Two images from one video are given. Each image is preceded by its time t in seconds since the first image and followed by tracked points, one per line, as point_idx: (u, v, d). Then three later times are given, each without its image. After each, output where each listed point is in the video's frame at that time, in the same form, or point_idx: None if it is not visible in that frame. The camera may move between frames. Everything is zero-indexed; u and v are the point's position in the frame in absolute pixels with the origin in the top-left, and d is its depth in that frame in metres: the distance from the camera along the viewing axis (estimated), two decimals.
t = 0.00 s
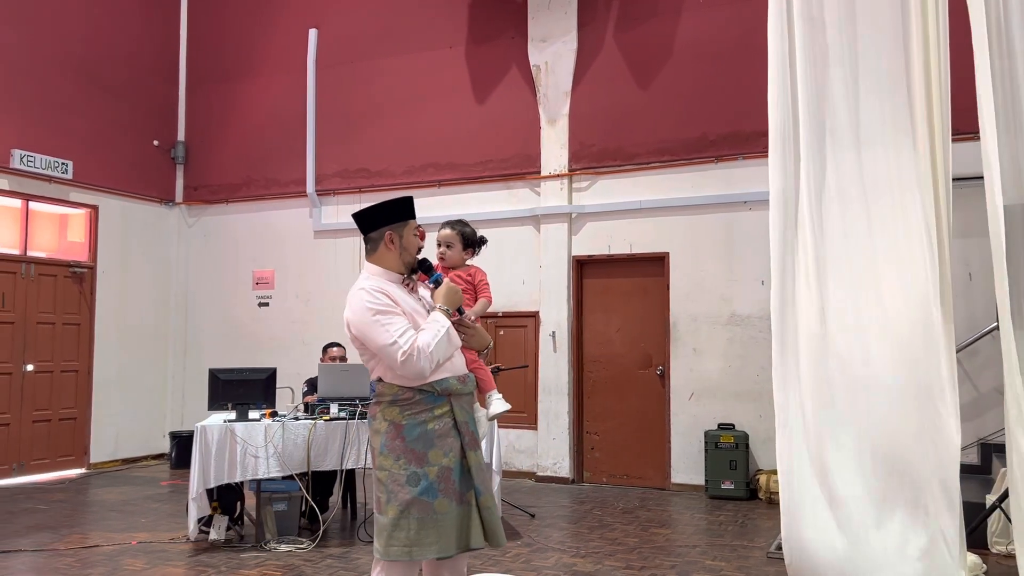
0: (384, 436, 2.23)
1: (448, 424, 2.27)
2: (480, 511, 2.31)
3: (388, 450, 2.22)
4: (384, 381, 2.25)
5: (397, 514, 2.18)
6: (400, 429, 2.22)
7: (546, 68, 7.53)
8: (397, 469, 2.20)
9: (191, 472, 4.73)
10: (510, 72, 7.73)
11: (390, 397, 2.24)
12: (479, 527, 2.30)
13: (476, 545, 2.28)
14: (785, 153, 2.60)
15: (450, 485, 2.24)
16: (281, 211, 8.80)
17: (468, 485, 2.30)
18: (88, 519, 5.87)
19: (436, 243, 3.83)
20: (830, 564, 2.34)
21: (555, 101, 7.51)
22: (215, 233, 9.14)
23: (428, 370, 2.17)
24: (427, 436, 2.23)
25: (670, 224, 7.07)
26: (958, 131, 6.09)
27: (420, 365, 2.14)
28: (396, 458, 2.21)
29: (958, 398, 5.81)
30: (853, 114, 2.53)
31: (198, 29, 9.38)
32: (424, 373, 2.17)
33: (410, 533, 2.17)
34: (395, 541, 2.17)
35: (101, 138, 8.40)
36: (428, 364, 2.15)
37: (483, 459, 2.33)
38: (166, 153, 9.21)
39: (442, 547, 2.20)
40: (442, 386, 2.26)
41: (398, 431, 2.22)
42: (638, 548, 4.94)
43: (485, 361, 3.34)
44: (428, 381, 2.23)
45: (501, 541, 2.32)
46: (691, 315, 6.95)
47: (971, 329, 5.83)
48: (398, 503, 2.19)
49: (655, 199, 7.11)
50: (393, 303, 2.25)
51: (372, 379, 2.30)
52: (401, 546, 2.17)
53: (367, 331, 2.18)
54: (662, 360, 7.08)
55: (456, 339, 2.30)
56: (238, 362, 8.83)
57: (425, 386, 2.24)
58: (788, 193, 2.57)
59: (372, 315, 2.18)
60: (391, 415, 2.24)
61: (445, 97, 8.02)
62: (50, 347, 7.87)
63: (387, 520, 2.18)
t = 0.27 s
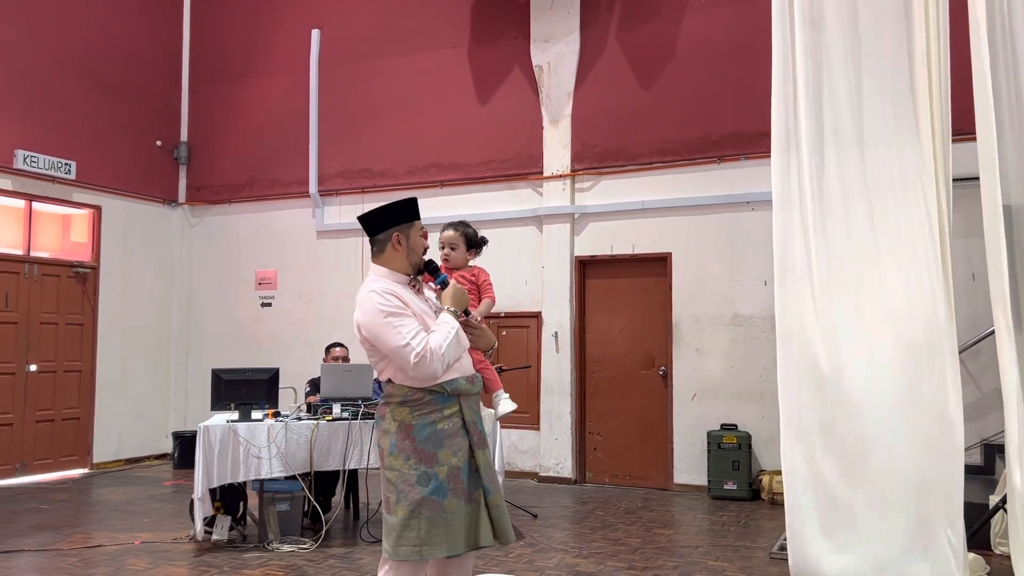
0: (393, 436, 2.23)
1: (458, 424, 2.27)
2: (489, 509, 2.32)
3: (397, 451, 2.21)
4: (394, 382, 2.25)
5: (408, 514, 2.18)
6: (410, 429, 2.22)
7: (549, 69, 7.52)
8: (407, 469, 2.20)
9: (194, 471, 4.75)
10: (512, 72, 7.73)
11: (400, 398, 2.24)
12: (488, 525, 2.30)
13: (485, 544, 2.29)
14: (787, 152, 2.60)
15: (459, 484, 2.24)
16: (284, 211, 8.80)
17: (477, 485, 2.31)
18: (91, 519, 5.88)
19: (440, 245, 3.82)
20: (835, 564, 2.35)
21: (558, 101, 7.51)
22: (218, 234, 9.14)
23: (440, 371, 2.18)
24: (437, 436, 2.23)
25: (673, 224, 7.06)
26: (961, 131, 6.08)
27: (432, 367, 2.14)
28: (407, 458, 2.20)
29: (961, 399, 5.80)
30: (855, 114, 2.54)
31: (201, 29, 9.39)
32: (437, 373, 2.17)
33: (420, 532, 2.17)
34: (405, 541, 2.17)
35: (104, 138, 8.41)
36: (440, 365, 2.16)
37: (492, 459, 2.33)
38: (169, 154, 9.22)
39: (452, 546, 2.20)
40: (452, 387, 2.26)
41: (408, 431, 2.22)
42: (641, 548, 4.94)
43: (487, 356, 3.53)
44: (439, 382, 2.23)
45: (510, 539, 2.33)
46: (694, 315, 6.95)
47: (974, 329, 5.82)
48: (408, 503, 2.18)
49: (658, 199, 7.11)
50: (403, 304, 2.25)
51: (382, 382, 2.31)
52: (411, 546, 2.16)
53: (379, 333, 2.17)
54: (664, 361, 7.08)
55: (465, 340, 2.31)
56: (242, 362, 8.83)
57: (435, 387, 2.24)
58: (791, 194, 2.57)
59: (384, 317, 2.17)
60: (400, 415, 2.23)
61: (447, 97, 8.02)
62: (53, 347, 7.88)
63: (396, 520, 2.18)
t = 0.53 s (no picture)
0: (396, 435, 2.23)
1: (460, 423, 2.27)
2: (490, 508, 2.32)
3: (400, 449, 2.22)
4: (396, 382, 2.26)
5: (410, 512, 2.18)
6: (412, 428, 2.22)
7: (551, 69, 7.52)
8: (410, 467, 2.20)
9: (197, 470, 4.77)
10: (515, 72, 7.73)
11: (402, 397, 2.24)
12: (489, 524, 2.30)
13: (485, 543, 2.29)
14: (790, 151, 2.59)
15: (461, 483, 2.24)
16: (286, 211, 8.81)
17: (478, 483, 2.31)
18: (94, 519, 5.88)
19: (442, 245, 3.81)
20: (841, 565, 2.34)
21: (560, 102, 7.50)
22: (221, 233, 9.15)
23: (442, 372, 2.18)
24: (440, 435, 2.23)
25: (675, 224, 7.06)
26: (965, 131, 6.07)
27: (434, 368, 2.15)
28: (409, 457, 2.20)
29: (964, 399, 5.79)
30: (858, 114, 2.53)
31: (203, 29, 9.39)
32: (439, 374, 2.17)
33: (422, 530, 2.17)
34: (407, 539, 2.17)
35: (107, 138, 8.42)
36: (443, 367, 2.16)
37: (494, 457, 2.33)
38: (172, 154, 9.23)
39: (454, 545, 2.21)
40: (455, 386, 2.26)
41: (410, 430, 2.22)
42: (643, 548, 4.94)
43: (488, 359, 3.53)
44: (441, 381, 2.23)
45: (511, 538, 2.33)
46: (696, 315, 6.94)
47: (977, 330, 5.81)
48: (410, 501, 2.18)
49: (660, 199, 7.11)
50: (406, 305, 2.25)
51: (384, 381, 2.31)
52: (413, 543, 2.17)
53: (382, 333, 2.17)
54: (667, 361, 7.08)
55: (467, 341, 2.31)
56: (244, 362, 8.84)
57: (438, 386, 2.24)
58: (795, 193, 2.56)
59: (387, 318, 2.17)
60: (403, 414, 2.23)
61: (450, 97, 8.02)
62: (56, 347, 7.90)
63: (398, 519, 2.18)
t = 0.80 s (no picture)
0: (393, 434, 2.23)
1: (457, 423, 2.28)
2: (487, 508, 2.32)
3: (397, 449, 2.22)
4: (393, 381, 2.26)
5: (407, 512, 2.18)
6: (409, 428, 2.22)
7: (553, 69, 7.52)
8: (406, 467, 2.20)
9: (198, 470, 4.77)
10: (516, 72, 7.73)
11: (399, 397, 2.24)
12: (485, 524, 2.30)
13: (482, 543, 2.29)
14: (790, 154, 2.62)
15: (457, 483, 2.25)
16: (287, 211, 8.82)
17: (475, 483, 2.31)
18: (95, 519, 5.88)
19: (441, 245, 3.82)
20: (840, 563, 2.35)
21: (562, 102, 7.50)
22: (222, 233, 9.16)
23: (439, 371, 2.18)
24: (436, 435, 2.23)
25: (676, 224, 7.06)
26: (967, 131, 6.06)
27: (430, 367, 2.15)
28: (406, 456, 2.20)
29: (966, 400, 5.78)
30: (857, 115, 2.53)
31: (205, 29, 9.40)
32: (435, 374, 2.17)
33: (419, 530, 2.17)
34: (403, 539, 2.17)
35: (108, 138, 8.43)
36: (439, 366, 2.16)
37: (490, 458, 2.33)
38: (174, 154, 9.24)
39: (450, 545, 2.20)
40: (451, 386, 2.26)
41: (407, 429, 2.22)
42: (644, 549, 4.94)
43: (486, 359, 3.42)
44: (438, 381, 2.23)
45: (507, 538, 2.33)
46: (697, 316, 6.94)
47: (979, 330, 5.80)
48: (407, 501, 2.18)
49: (661, 199, 7.11)
50: (403, 305, 2.25)
51: (382, 381, 2.31)
52: (410, 543, 2.17)
53: (379, 333, 2.17)
54: (668, 361, 7.08)
55: (464, 341, 2.31)
56: (246, 362, 8.85)
57: (435, 386, 2.24)
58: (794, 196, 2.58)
59: (383, 318, 2.17)
60: (400, 414, 2.24)
61: (451, 97, 8.02)
62: (58, 346, 7.90)
63: (395, 518, 2.18)
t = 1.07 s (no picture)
0: (390, 434, 2.24)
1: (454, 423, 2.27)
2: (485, 508, 2.32)
3: (394, 449, 2.22)
4: (390, 381, 2.26)
5: (404, 512, 2.18)
6: (406, 428, 2.23)
7: (554, 69, 7.52)
8: (403, 467, 2.20)
9: (199, 470, 4.77)
10: (517, 73, 7.73)
11: (396, 396, 2.24)
12: (483, 524, 2.30)
13: (479, 543, 2.28)
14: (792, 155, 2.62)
15: (454, 483, 2.25)
16: (288, 211, 8.82)
17: (472, 483, 2.31)
18: (96, 518, 5.89)
19: (438, 246, 3.84)
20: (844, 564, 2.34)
21: (563, 102, 7.50)
22: (223, 234, 9.16)
23: (436, 371, 2.18)
24: (433, 435, 2.23)
25: (677, 225, 7.05)
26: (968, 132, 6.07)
27: (427, 366, 2.15)
28: (403, 456, 2.21)
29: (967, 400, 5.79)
30: (860, 118, 2.52)
31: (206, 29, 9.40)
32: (432, 373, 2.18)
33: (416, 530, 2.17)
34: (401, 539, 2.17)
35: (109, 138, 8.43)
36: (436, 365, 2.17)
37: (488, 458, 2.33)
38: (175, 154, 9.24)
39: (448, 545, 2.21)
40: (448, 386, 2.26)
41: (404, 430, 2.22)
42: (645, 549, 4.94)
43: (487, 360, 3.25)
44: (435, 380, 2.23)
45: (505, 538, 2.33)
46: (698, 316, 6.94)
47: (980, 331, 5.80)
48: (404, 501, 2.19)
49: (662, 200, 7.11)
50: (400, 305, 2.25)
51: (379, 380, 2.31)
52: (407, 544, 2.16)
53: (375, 332, 2.17)
54: (669, 361, 7.08)
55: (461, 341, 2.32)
56: (247, 362, 8.85)
57: (431, 385, 2.24)
58: (795, 197, 2.59)
59: (380, 317, 2.18)
60: (397, 414, 2.24)
61: (452, 97, 8.02)
62: (59, 346, 7.91)
63: (393, 518, 2.18)
